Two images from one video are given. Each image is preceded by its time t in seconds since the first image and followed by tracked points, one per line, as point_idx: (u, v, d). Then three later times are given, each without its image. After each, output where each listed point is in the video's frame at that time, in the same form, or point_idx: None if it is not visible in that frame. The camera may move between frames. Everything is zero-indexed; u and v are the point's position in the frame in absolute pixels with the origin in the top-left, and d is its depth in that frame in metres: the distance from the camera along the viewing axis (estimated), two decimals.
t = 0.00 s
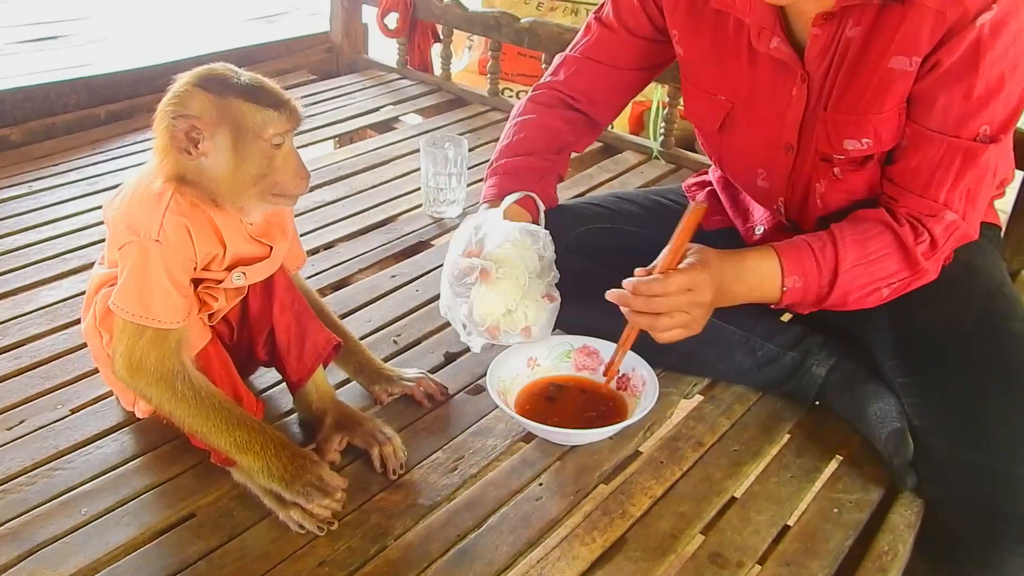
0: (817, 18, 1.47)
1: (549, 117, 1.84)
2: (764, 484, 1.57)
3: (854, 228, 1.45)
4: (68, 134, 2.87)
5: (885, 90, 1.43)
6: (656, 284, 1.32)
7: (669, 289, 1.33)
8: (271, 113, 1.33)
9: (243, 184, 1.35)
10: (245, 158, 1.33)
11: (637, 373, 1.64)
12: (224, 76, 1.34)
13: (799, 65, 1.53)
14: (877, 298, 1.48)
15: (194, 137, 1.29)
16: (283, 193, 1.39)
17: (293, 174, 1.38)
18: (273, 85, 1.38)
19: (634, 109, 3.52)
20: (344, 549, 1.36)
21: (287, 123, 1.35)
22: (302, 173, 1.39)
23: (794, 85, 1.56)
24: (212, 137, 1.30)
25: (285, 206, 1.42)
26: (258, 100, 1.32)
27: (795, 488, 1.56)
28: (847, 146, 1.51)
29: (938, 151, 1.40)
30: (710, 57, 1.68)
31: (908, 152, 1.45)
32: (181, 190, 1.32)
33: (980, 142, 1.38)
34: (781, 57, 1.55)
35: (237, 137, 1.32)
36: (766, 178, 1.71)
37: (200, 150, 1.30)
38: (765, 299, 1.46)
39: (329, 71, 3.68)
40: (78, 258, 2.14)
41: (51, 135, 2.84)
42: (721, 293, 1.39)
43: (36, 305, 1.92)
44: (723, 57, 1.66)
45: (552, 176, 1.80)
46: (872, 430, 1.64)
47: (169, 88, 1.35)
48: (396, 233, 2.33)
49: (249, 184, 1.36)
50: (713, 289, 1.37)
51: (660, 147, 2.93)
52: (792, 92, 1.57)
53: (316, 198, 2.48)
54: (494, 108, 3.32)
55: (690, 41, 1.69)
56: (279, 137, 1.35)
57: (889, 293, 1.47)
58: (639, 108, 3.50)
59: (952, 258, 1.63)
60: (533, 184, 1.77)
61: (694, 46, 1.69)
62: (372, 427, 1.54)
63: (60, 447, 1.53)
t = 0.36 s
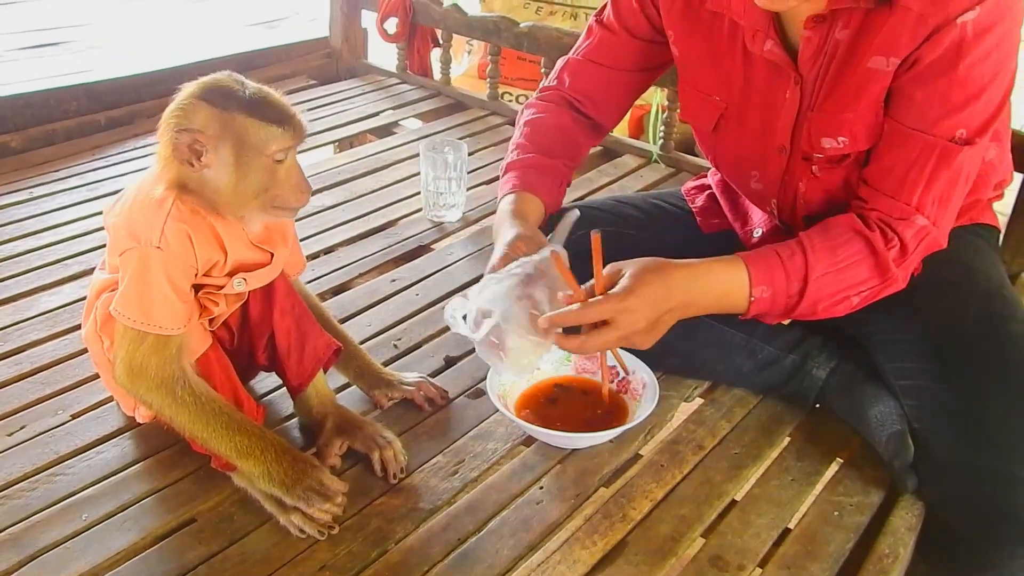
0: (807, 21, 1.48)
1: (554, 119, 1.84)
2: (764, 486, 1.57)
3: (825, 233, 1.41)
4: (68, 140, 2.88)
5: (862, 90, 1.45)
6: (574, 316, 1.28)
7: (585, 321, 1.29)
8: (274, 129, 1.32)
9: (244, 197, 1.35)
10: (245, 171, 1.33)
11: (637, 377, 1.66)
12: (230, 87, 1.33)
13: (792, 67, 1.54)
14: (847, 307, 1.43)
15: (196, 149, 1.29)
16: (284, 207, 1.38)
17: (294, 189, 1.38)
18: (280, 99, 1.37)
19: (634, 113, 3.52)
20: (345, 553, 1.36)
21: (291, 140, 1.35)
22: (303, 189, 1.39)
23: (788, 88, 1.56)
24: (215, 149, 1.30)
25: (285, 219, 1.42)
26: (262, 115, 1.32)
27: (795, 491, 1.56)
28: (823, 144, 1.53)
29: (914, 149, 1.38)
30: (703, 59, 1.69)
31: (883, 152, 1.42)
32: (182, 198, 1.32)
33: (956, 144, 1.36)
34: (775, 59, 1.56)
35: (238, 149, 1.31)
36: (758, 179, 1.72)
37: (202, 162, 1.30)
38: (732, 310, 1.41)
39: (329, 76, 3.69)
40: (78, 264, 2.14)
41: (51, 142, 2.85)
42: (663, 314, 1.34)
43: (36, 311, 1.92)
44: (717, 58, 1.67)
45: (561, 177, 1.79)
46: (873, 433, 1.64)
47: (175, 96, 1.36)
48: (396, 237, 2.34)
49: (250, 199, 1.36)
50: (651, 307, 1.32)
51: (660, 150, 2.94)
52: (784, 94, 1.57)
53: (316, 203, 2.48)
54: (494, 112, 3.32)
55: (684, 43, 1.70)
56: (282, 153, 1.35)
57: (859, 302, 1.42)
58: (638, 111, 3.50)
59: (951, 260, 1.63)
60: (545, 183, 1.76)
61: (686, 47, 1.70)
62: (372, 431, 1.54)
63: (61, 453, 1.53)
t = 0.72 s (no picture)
0: (806, 20, 1.49)
1: (558, 114, 1.82)
2: (764, 486, 1.57)
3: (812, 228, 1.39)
4: (68, 145, 2.89)
5: (852, 87, 1.47)
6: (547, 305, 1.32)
7: (550, 314, 1.32)
8: (270, 138, 1.33)
9: (238, 202, 1.36)
10: (238, 177, 1.33)
11: (635, 376, 1.65)
12: (229, 92, 1.34)
13: (791, 67, 1.55)
14: (830, 302, 1.40)
15: (190, 153, 1.30)
16: (276, 215, 1.39)
17: (287, 198, 1.38)
18: (278, 107, 1.38)
19: (634, 114, 3.52)
20: (345, 555, 1.36)
21: (285, 148, 1.35)
22: (297, 198, 1.39)
23: (788, 88, 1.57)
24: (208, 154, 1.31)
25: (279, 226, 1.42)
26: (259, 123, 1.32)
27: (794, 490, 1.56)
28: (817, 140, 1.56)
29: (909, 140, 1.36)
30: (700, 58, 1.70)
31: (874, 145, 1.39)
32: (179, 203, 1.32)
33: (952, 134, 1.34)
34: (774, 58, 1.56)
35: (232, 156, 1.32)
36: (756, 179, 1.73)
37: (195, 166, 1.31)
38: (706, 305, 1.38)
39: (328, 79, 3.70)
40: (78, 269, 2.15)
41: (50, 147, 2.86)
42: (627, 307, 1.32)
43: (36, 316, 1.93)
44: (716, 57, 1.68)
45: (570, 170, 1.76)
46: (871, 432, 1.64)
47: (174, 98, 1.36)
48: (395, 240, 2.34)
49: (243, 204, 1.36)
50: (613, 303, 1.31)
51: (659, 151, 2.94)
52: (784, 93, 1.58)
53: (315, 206, 2.49)
54: (493, 115, 3.33)
55: (682, 43, 1.70)
56: (276, 161, 1.35)
57: (844, 298, 1.40)
58: (637, 113, 3.51)
59: (950, 259, 1.63)
60: (557, 176, 1.73)
61: (684, 47, 1.71)
62: (372, 433, 1.54)
63: (61, 456, 1.53)
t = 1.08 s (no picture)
0: (809, 20, 1.49)
1: (561, 115, 1.82)
2: (761, 484, 1.58)
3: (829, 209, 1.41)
4: (65, 148, 2.89)
5: (858, 86, 1.47)
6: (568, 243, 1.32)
7: (569, 251, 1.32)
8: (266, 139, 1.33)
9: (233, 204, 1.36)
10: (235, 178, 1.34)
11: (633, 374, 1.66)
12: (223, 95, 1.34)
13: (793, 66, 1.55)
14: (841, 285, 1.43)
15: (186, 155, 1.30)
16: (272, 216, 1.39)
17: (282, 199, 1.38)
18: (273, 108, 1.38)
19: (630, 114, 3.53)
20: (343, 555, 1.36)
21: (280, 149, 1.35)
22: (292, 198, 1.39)
23: (789, 86, 1.58)
24: (204, 156, 1.31)
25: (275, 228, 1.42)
26: (254, 125, 1.32)
27: (792, 488, 1.57)
28: (822, 140, 1.55)
29: (918, 138, 1.37)
30: (699, 57, 1.70)
31: (882, 143, 1.40)
32: (175, 205, 1.32)
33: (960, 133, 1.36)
34: (772, 56, 1.57)
35: (227, 157, 1.32)
36: (755, 178, 1.72)
37: (191, 168, 1.31)
38: (722, 265, 1.41)
39: (326, 81, 3.70)
40: (76, 271, 2.15)
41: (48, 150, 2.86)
42: (648, 248, 1.34)
43: (34, 318, 1.93)
44: (716, 57, 1.68)
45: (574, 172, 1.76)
46: (869, 430, 1.64)
47: (169, 101, 1.36)
48: (393, 240, 2.34)
49: (239, 207, 1.36)
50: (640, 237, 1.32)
51: (656, 151, 2.95)
52: (786, 92, 1.59)
53: (312, 207, 2.49)
54: (490, 116, 3.33)
55: (683, 41, 1.70)
56: (271, 163, 1.35)
57: (855, 282, 1.42)
58: (634, 113, 3.51)
59: (946, 258, 1.64)
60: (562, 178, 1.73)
61: (684, 47, 1.70)
62: (369, 433, 1.54)
63: (59, 459, 1.53)
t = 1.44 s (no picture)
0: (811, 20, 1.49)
1: (563, 118, 1.82)
2: (759, 482, 1.58)
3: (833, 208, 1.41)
4: (63, 149, 2.89)
5: (861, 86, 1.48)
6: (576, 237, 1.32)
7: (578, 247, 1.32)
8: (265, 140, 1.33)
9: (232, 205, 1.36)
10: (234, 179, 1.34)
11: (631, 372, 1.67)
12: (224, 95, 1.35)
13: (795, 66, 1.56)
14: (844, 285, 1.43)
15: (185, 155, 1.31)
16: (270, 217, 1.39)
17: (281, 200, 1.38)
18: (274, 111, 1.39)
19: (628, 114, 3.53)
20: (341, 555, 1.36)
21: (280, 151, 1.35)
22: (291, 199, 1.40)
23: (790, 86, 1.59)
24: (204, 156, 1.32)
25: (272, 229, 1.43)
26: (255, 127, 1.33)
27: (789, 486, 1.57)
28: (824, 140, 1.56)
29: (921, 139, 1.37)
30: (700, 57, 1.70)
31: (884, 144, 1.41)
32: (173, 205, 1.32)
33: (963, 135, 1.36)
34: (774, 56, 1.57)
35: (227, 158, 1.33)
36: (756, 177, 1.72)
37: (190, 168, 1.31)
38: (728, 262, 1.40)
39: (323, 81, 3.70)
40: (74, 272, 2.15)
41: (45, 151, 2.86)
42: (657, 247, 1.33)
43: (32, 319, 1.93)
44: (717, 56, 1.68)
45: (575, 176, 1.77)
46: (865, 428, 1.65)
47: (169, 100, 1.36)
48: (391, 241, 2.35)
49: (238, 207, 1.36)
50: (650, 236, 1.31)
51: (653, 151, 2.95)
52: (788, 92, 1.59)
53: (310, 207, 2.49)
54: (488, 116, 3.33)
55: (684, 41, 1.70)
56: (271, 165, 1.36)
57: (858, 283, 1.43)
58: (632, 113, 3.52)
59: (943, 256, 1.64)
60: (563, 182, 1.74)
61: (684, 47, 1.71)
62: (368, 433, 1.54)
63: (57, 459, 1.53)
